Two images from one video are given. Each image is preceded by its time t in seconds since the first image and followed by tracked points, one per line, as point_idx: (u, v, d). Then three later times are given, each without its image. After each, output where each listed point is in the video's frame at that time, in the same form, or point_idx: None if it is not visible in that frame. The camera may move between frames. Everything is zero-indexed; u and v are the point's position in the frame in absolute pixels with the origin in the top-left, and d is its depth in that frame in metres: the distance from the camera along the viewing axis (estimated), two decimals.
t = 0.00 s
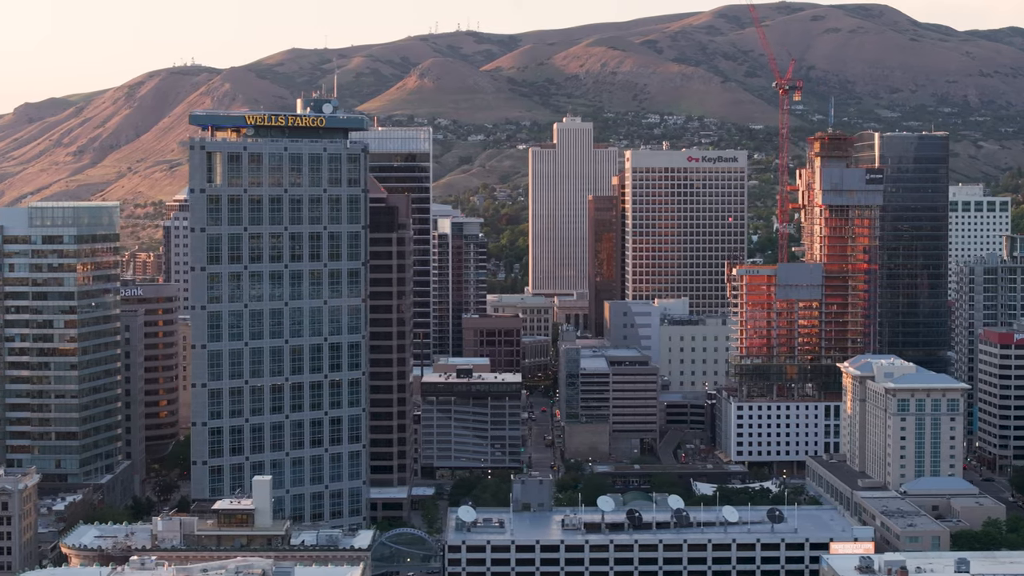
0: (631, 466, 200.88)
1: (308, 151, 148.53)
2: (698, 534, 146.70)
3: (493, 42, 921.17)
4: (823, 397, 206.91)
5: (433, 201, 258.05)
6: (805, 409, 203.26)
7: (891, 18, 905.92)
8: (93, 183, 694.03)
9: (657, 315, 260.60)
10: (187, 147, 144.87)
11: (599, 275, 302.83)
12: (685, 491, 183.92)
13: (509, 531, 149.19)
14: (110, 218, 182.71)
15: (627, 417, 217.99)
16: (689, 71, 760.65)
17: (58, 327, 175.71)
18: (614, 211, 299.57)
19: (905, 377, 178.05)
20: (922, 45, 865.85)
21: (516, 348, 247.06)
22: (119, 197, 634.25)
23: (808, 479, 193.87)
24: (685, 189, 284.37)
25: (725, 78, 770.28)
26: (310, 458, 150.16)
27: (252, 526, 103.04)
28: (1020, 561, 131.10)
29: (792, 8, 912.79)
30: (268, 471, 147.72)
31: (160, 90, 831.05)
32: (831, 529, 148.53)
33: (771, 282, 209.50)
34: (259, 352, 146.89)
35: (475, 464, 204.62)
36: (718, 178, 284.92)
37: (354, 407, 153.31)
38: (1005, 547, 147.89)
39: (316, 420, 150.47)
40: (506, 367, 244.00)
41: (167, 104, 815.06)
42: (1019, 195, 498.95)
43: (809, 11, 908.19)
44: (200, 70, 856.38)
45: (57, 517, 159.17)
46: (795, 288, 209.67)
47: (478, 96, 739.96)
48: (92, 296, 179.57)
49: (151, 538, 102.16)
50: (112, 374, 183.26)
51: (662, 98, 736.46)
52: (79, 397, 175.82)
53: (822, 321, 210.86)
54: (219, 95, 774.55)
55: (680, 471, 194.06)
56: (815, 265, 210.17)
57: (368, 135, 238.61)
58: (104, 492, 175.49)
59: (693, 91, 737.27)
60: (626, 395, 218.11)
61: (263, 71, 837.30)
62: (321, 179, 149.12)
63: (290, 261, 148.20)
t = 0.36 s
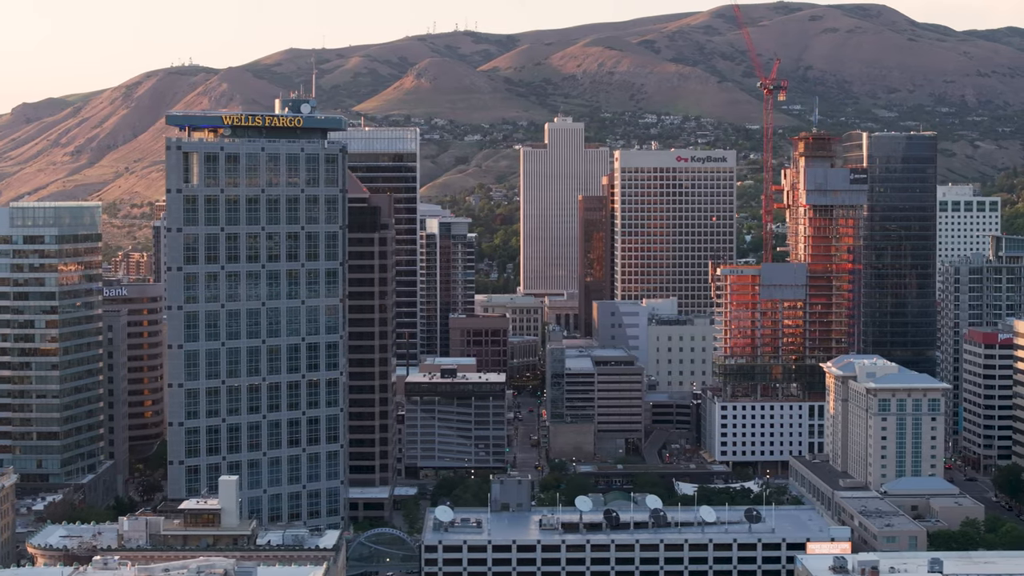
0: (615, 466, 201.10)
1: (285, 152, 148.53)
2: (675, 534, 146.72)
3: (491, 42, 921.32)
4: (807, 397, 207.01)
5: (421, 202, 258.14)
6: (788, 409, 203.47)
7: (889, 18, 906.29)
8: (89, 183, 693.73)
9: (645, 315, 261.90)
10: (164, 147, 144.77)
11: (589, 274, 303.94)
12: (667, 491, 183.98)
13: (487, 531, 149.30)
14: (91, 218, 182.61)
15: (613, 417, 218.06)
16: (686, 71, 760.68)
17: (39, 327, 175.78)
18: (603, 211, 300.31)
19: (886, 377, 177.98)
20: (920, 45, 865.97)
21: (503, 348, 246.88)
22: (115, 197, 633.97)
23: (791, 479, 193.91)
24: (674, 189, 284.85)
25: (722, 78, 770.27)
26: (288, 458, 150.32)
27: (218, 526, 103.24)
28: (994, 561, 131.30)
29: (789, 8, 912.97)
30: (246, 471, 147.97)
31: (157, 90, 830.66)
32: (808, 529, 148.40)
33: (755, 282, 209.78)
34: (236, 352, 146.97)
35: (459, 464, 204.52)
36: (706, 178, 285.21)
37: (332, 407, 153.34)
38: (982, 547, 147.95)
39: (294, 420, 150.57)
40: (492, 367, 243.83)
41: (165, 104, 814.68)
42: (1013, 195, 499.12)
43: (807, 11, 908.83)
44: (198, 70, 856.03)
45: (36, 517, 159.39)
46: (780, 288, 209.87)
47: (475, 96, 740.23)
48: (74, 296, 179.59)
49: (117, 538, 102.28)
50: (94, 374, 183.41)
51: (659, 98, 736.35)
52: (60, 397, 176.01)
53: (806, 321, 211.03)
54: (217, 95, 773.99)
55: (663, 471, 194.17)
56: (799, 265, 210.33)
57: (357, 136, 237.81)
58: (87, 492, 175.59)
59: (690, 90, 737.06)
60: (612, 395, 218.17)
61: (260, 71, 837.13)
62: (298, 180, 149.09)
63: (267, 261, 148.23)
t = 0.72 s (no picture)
0: (598, 466, 201.30)
1: (263, 151, 148.59)
2: (651, 534, 146.66)
3: (489, 42, 921.91)
4: (792, 397, 207.13)
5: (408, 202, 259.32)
6: (772, 409, 203.45)
7: (886, 18, 906.95)
8: (87, 182, 693.27)
9: (632, 316, 261.48)
10: (141, 147, 144.83)
11: (579, 275, 305.15)
12: (649, 492, 184.06)
13: (464, 531, 149.37)
14: (72, 219, 182.75)
15: (597, 417, 218.07)
16: (683, 71, 761.04)
17: (20, 327, 175.86)
18: (594, 212, 301.76)
19: (867, 378, 177.98)
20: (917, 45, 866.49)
21: (489, 348, 246.71)
22: (112, 196, 633.67)
23: (774, 480, 193.87)
24: (664, 190, 286.74)
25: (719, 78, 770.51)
26: (265, 458, 150.38)
27: (184, 526, 103.83)
28: (969, 562, 131.27)
29: (787, 8, 913.80)
30: (222, 471, 148.02)
31: (154, 90, 830.40)
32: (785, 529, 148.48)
33: (738, 282, 209.83)
34: (213, 352, 147.02)
35: (442, 464, 204.38)
36: (695, 178, 286.95)
37: (310, 408, 153.39)
38: (959, 547, 148.00)
39: (271, 420, 150.60)
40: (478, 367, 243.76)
41: (162, 104, 814.54)
42: (1007, 195, 499.72)
43: (805, 11, 909.90)
44: (195, 70, 855.94)
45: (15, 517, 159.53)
46: (764, 288, 209.91)
47: (472, 96, 740.72)
48: (55, 296, 179.70)
49: (82, 538, 102.64)
50: (76, 374, 183.49)
51: (656, 98, 736.31)
52: (42, 398, 175.94)
53: (790, 321, 211.20)
54: (214, 95, 773.60)
55: (645, 471, 194.26)
56: (783, 266, 210.43)
57: (342, 136, 238.59)
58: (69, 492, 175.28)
59: (687, 90, 736.97)
60: (597, 396, 218.23)
61: (258, 71, 837.27)
62: (275, 180, 149.10)
63: (244, 261, 148.33)
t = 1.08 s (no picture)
0: (580, 466, 201.27)
1: (239, 151, 148.52)
2: (627, 534, 146.69)
3: (486, 42, 922.55)
4: (775, 397, 207.15)
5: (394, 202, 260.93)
6: (755, 409, 203.57)
7: (883, 18, 907.65)
8: (83, 181, 693.08)
9: (619, 315, 261.21)
10: (117, 147, 145.11)
11: (567, 275, 306.27)
12: (630, 492, 184.06)
13: (440, 531, 149.30)
14: (53, 219, 183.28)
15: (582, 417, 217.98)
16: (679, 71, 761.23)
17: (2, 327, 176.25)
18: (583, 212, 302.96)
19: (847, 377, 177.91)
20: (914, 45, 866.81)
21: (475, 347, 246.79)
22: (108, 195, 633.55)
23: (756, 480, 193.86)
24: (652, 189, 288.66)
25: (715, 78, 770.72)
26: (242, 458, 150.41)
27: (149, 526, 104.92)
28: (941, 561, 131.42)
29: (784, 8, 915.27)
30: (199, 471, 148.14)
31: (151, 90, 830.62)
32: (761, 529, 148.47)
33: (722, 282, 210.09)
34: (189, 352, 147.12)
35: (426, 464, 204.43)
36: (682, 178, 288.89)
37: (287, 408, 153.23)
38: (935, 547, 148.20)
39: (248, 420, 150.57)
40: (464, 367, 243.99)
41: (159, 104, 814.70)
42: (1000, 195, 499.98)
43: (802, 11, 910.81)
44: (192, 70, 856.34)
45: None
46: (746, 288, 210.19)
47: (468, 96, 741.24)
48: (36, 296, 180.01)
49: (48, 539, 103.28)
50: (58, 374, 183.74)
51: (652, 98, 736.05)
52: (22, 398, 176.05)
53: (774, 320, 211.34)
54: (210, 95, 773.78)
55: (627, 471, 194.15)
56: (767, 266, 210.77)
57: (328, 137, 241.78)
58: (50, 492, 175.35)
59: (683, 90, 736.95)
60: (581, 396, 218.12)
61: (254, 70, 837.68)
62: (252, 180, 149.00)
63: (221, 261, 148.29)
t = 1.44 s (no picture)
0: (562, 466, 201.25)
1: (216, 152, 148.54)
2: (604, 534, 146.72)
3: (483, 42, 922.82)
4: (758, 397, 207.13)
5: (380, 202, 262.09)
6: (739, 408, 203.43)
7: (880, 18, 908.04)
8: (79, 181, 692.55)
9: (606, 315, 261.58)
10: (93, 148, 145.37)
11: (556, 274, 308.01)
12: (611, 492, 183.99)
13: (417, 531, 149.40)
14: (32, 219, 183.78)
15: (566, 417, 218.08)
16: (676, 71, 761.32)
17: None
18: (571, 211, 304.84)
19: (828, 377, 177.88)
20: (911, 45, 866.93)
21: (461, 347, 247.03)
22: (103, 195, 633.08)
23: (738, 480, 193.80)
24: (640, 190, 291.30)
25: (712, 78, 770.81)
26: (218, 458, 150.57)
27: (114, 526, 106.69)
28: (915, 561, 131.11)
29: (781, 8, 916.22)
30: (175, 471, 148.41)
31: (148, 90, 830.29)
32: (737, 529, 148.50)
33: (706, 282, 210.32)
34: (165, 352, 147.19)
35: (409, 464, 204.98)
36: (670, 178, 291.45)
37: (265, 407, 153.14)
38: (911, 547, 148.30)
39: (224, 420, 150.62)
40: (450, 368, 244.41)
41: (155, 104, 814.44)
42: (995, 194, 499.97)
43: (799, 11, 911.54)
44: (189, 70, 856.16)
45: None
46: (729, 288, 210.39)
47: (464, 96, 741.51)
48: (17, 296, 180.28)
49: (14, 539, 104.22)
50: (38, 374, 183.88)
51: (648, 98, 735.99)
52: (4, 398, 175.99)
53: (757, 320, 211.42)
54: (207, 95, 773.47)
55: (609, 471, 194.21)
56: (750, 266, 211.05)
57: (312, 138, 242.33)
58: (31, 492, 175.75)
59: (680, 90, 736.74)
60: (565, 396, 218.10)
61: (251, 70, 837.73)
62: (228, 180, 148.97)
63: (198, 261, 148.37)
